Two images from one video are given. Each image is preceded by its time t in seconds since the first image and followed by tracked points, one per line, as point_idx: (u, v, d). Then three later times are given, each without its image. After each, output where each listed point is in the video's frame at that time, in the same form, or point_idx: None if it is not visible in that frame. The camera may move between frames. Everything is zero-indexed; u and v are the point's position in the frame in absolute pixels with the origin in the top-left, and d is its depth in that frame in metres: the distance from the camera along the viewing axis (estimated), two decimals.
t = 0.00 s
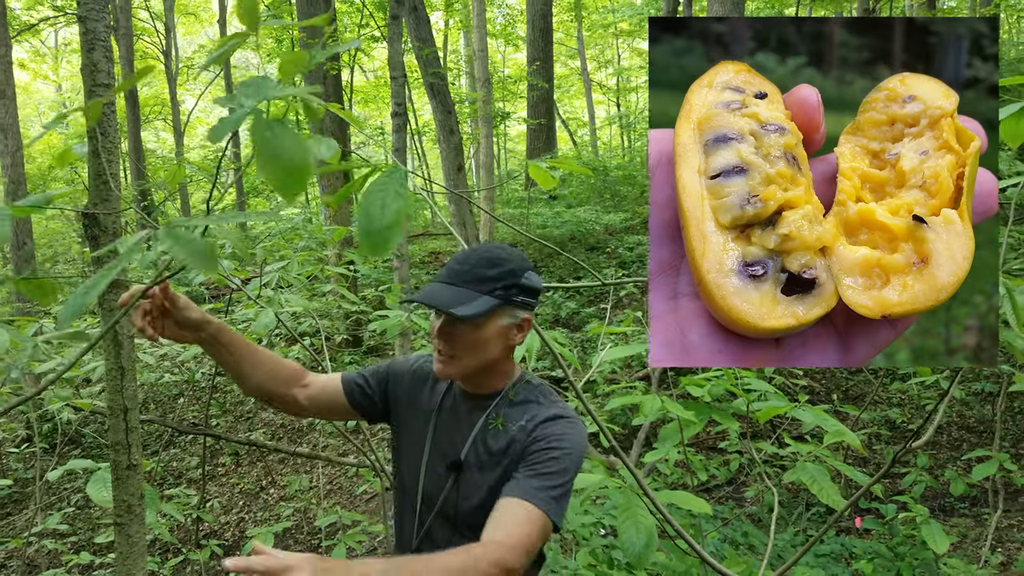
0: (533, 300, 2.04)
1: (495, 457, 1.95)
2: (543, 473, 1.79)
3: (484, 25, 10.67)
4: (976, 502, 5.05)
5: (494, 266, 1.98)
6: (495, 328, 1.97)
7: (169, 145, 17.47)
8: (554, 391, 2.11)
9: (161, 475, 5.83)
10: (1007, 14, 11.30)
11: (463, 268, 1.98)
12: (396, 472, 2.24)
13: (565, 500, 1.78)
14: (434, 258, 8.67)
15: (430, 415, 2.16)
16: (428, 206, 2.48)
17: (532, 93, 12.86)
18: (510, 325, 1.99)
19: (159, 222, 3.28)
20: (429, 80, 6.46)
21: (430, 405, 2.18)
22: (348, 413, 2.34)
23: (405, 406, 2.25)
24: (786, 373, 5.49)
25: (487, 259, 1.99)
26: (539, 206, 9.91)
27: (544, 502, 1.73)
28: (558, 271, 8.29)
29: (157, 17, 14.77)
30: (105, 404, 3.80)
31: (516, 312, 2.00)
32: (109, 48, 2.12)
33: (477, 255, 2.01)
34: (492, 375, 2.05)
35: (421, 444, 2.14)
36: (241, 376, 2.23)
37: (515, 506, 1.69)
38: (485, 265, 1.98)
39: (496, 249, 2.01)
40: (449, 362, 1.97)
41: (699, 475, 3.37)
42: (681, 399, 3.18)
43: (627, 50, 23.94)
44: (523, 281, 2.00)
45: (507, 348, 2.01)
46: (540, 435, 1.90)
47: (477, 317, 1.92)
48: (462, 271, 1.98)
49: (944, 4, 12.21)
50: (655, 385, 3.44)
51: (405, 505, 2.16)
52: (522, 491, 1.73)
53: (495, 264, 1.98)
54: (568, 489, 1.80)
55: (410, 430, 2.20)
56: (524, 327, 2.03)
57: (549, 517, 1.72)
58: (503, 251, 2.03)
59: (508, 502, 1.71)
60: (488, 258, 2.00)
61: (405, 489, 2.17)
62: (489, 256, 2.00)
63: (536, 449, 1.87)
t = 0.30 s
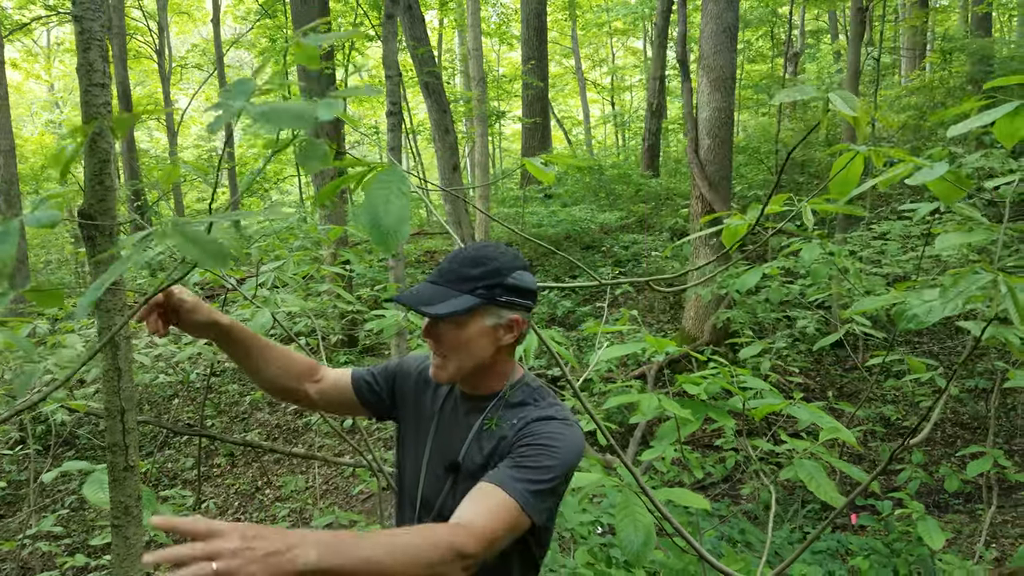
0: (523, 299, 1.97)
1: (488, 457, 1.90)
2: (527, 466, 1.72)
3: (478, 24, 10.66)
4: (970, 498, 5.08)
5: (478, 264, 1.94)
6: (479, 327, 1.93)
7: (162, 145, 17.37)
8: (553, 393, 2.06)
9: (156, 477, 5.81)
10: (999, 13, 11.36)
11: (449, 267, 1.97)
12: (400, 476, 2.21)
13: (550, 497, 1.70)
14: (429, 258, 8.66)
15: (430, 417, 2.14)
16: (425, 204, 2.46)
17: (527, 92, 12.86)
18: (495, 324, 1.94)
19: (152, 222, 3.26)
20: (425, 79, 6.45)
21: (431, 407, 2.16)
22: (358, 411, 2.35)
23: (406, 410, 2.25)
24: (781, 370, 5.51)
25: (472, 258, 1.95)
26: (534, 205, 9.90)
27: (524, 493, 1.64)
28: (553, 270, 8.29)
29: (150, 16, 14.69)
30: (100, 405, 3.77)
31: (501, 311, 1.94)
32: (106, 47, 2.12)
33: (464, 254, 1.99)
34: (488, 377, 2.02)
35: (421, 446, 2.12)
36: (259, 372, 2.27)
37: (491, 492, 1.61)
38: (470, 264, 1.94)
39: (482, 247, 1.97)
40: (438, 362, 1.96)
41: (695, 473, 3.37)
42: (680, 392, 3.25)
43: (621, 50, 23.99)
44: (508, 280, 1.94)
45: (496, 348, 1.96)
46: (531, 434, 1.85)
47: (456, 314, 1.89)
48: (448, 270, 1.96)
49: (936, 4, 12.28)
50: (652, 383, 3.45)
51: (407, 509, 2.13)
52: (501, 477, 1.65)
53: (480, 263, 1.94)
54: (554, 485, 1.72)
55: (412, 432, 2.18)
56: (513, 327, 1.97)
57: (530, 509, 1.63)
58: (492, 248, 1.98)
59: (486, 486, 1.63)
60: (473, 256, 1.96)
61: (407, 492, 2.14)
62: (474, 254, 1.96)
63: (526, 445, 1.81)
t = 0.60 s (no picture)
0: (504, 298, 1.86)
1: (479, 463, 1.83)
2: (525, 490, 1.67)
3: (473, 23, 10.65)
4: (958, 502, 5.10)
5: (452, 267, 1.85)
6: (461, 333, 1.84)
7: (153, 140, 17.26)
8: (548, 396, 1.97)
9: (145, 473, 5.77)
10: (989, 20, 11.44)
11: (424, 274, 1.88)
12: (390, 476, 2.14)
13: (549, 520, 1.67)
14: (422, 256, 8.64)
15: (421, 418, 2.06)
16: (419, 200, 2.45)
17: (521, 92, 12.85)
18: (477, 328, 1.84)
19: (144, 218, 3.25)
20: (419, 77, 6.45)
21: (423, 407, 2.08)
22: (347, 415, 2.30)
23: (398, 407, 2.17)
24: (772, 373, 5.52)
25: (446, 262, 1.86)
26: (528, 205, 9.89)
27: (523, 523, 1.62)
28: (546, 270, 8.28)
29: (143, 10, 14.60)
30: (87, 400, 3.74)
31: (483, 312, 1.84)
32: (101, 40, 2.14)
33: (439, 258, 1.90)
34: (478, 377, 1.93)
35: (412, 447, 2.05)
36: (251, 373, 2.22)
37: (493, 531, 1.59)
38: (445, 268, 1.86)
39: (456, 249, 1.88)
40: (424, 371, 1.88)
41: (685, 474, 3.38)
42: (671, 393, 3.26)
43: (614, 51, 24.03)
44: (485, 279, 1.83)
45: (482, 352, 1.87)
46: (526, 445, 1.77)
47: (436, 323, 1.80)
48: (424, 278, 1.88)
49: (927, 10, 12.38)
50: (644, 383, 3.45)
51: (397, 509, 2.06)
52: (495, 509, 1.64)
53: (455, 266, 1.85)
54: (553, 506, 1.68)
55: (405, 432, 2.11)
56: (497, 328, 1.88)
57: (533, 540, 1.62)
58: (466, 248, 1.89)
59: (484, 525, 1.61)
60: (447, 259, 1.87)
61: (396, 492, 2.07)
62: (447, 258, 1.87)
63: (522, 458, 1.75)
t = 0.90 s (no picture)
0: (482, 301, 1.82)
1: (483, 465, 1.82)
2: (547, 499, 1.72)
3: (475, 20, 10.63)
4: (962, 504, 5.08)
5: (429, 270, 1.83)
6: (441, 336, 1.82)
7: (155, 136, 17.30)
8: (549, 392, 1.95)
9: (148, 467, 5.80)
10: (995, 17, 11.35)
11: (404, 279, 1.88)
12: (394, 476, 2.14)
13: (576, 524, 1.72)
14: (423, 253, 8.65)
15: (423, 418, 2.04)
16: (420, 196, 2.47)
17: (522, 89, 12.82)
18: (455, 331, 1.82)
19: (145, 213, 3.27)
20: (420, 73, 6.44)
21: (425, 407, 2.07)
22: (352, 435, 2.31)
23: (400, 404, 2.16)
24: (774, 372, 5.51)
25: (424, 265, 1.85)
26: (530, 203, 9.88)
27: (550, 533, 1.69)
28: (548, 267, 8.27)
29: (147, 6, 14.62)
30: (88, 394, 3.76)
31: (461, 314, 1.82)
32: (107, 34, 2.29)
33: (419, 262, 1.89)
34: (473, 377, 1.91)
35: (414, 448, 2.03)
36: (260, 404, 2.20)
37: (535, 554, 1.69)
38: (422, 273, 1.84)
39: (435, 252, 1.86)
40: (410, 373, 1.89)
41: (686, 472, 3.37)
42: (672, 392, 3.26)
43: (617, 48, 23.94)
44: (463, 282, 1.81)
45: (465, 355, 1.85)
46: (533, 447, 1.76)
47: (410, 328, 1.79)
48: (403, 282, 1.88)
49: (933, 8, 12.29)
50: (645, 382, 3.44)
51: (401, 508, 2.06)
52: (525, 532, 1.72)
53: (432, 270, 1.83)
54: (574, 510, 1.73)
55: (406, 432, 2.09)
56: (478, 332, 1.84)
57: (565, 549, 1.70)
58: (446, 251, 1.87)
59: (528, 552, 1.70)
60: (426, 263, 1.85)
61: (400, 493, 2.07)
62: (425, 261, 1.85)
63: (532, 462, 1.75)
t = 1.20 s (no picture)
0: (478, 297, 1.81)
1: (494, 461, 1.83)
2: (560, 494, 1.73)
3: (485, 18, 10.63)
4: (975, 505, 5.05)
5: (426, 266, 1.83)
6: (437, 331, 1.82)
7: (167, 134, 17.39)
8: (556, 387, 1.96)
9: (159, 462, 5.85)
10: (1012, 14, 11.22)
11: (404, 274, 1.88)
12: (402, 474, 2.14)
13: (590, 517, 1.75)
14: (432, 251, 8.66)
15: (431, 414, 2.05)
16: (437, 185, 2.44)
17: (532, 86, 12.81)
18: (450, 326, 1.81)
19: (157, 209, 3.28)
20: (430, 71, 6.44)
21: (433, 404, 2.07)
22: (373, 448, 2.32)
23: (408, 400, 2.17)
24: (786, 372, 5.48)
25: (421, 260, 1.84)
26: (539, 201, 9.87)
27: (565, 527, 1.72)
28: (557, 265, 8.26)
29: (159, 5, 14.68)
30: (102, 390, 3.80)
31: (455, 310, 1.81)
32: (123, 31, 2.37)
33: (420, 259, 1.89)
34: (477, 372, 1.92)
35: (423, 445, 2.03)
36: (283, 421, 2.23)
37: (561, 557, 1.73)
38: (420, 268, 1.84)
39: (433, 249, 1.85)
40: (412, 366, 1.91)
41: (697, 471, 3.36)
42: (682, 390, 3.25)
43: (626, 46, 23.84)
44: (457, 278, 1.79)
45: (463, 350, 1.85)
46: (544, 442, 1.77)
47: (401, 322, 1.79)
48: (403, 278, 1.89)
49: (949, 5, 12.15)
50: (656, 381, 3.43)
51: (411, 506, 2.07)
52: (544, 531, 1.74)
53: (428, 265, 1.83)
54: (587, 503, 1.75)
55: (413, 430, 2.10)
56: (474, 329, 1.83)
57: (581, 542, 1.72)
58: (447, 247, 1.86)
59: (551, 552, 1.73)
60: (424, 259, 1.85)
61: (409, 491, 2.07)
62: (424, 257, 1.85)
63: (544, 457, 1.76)
